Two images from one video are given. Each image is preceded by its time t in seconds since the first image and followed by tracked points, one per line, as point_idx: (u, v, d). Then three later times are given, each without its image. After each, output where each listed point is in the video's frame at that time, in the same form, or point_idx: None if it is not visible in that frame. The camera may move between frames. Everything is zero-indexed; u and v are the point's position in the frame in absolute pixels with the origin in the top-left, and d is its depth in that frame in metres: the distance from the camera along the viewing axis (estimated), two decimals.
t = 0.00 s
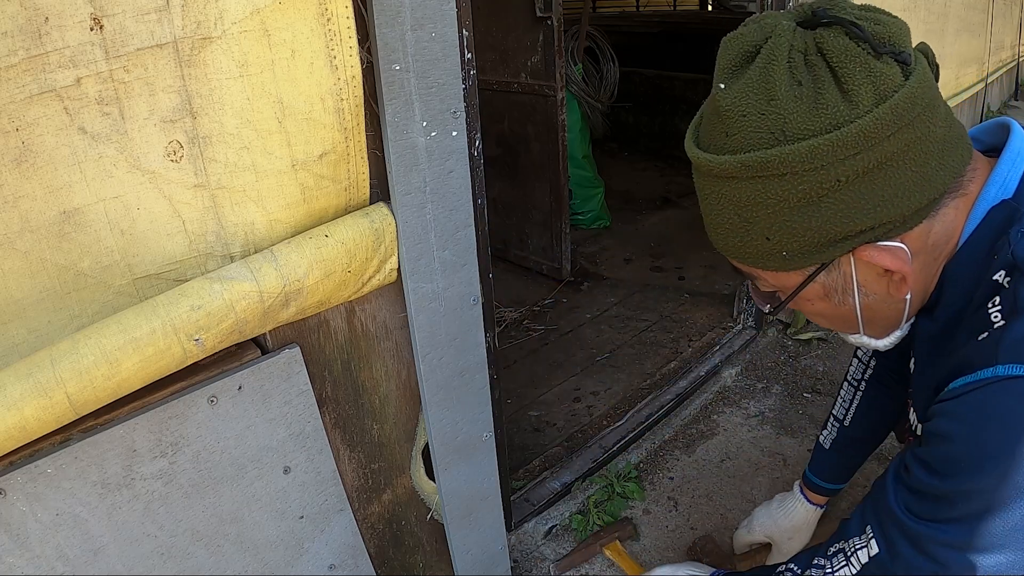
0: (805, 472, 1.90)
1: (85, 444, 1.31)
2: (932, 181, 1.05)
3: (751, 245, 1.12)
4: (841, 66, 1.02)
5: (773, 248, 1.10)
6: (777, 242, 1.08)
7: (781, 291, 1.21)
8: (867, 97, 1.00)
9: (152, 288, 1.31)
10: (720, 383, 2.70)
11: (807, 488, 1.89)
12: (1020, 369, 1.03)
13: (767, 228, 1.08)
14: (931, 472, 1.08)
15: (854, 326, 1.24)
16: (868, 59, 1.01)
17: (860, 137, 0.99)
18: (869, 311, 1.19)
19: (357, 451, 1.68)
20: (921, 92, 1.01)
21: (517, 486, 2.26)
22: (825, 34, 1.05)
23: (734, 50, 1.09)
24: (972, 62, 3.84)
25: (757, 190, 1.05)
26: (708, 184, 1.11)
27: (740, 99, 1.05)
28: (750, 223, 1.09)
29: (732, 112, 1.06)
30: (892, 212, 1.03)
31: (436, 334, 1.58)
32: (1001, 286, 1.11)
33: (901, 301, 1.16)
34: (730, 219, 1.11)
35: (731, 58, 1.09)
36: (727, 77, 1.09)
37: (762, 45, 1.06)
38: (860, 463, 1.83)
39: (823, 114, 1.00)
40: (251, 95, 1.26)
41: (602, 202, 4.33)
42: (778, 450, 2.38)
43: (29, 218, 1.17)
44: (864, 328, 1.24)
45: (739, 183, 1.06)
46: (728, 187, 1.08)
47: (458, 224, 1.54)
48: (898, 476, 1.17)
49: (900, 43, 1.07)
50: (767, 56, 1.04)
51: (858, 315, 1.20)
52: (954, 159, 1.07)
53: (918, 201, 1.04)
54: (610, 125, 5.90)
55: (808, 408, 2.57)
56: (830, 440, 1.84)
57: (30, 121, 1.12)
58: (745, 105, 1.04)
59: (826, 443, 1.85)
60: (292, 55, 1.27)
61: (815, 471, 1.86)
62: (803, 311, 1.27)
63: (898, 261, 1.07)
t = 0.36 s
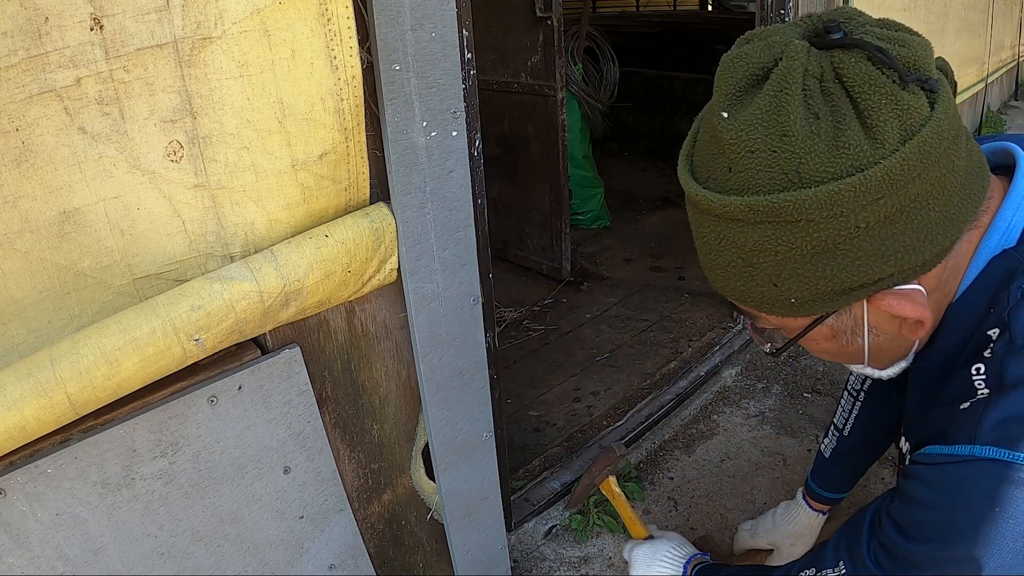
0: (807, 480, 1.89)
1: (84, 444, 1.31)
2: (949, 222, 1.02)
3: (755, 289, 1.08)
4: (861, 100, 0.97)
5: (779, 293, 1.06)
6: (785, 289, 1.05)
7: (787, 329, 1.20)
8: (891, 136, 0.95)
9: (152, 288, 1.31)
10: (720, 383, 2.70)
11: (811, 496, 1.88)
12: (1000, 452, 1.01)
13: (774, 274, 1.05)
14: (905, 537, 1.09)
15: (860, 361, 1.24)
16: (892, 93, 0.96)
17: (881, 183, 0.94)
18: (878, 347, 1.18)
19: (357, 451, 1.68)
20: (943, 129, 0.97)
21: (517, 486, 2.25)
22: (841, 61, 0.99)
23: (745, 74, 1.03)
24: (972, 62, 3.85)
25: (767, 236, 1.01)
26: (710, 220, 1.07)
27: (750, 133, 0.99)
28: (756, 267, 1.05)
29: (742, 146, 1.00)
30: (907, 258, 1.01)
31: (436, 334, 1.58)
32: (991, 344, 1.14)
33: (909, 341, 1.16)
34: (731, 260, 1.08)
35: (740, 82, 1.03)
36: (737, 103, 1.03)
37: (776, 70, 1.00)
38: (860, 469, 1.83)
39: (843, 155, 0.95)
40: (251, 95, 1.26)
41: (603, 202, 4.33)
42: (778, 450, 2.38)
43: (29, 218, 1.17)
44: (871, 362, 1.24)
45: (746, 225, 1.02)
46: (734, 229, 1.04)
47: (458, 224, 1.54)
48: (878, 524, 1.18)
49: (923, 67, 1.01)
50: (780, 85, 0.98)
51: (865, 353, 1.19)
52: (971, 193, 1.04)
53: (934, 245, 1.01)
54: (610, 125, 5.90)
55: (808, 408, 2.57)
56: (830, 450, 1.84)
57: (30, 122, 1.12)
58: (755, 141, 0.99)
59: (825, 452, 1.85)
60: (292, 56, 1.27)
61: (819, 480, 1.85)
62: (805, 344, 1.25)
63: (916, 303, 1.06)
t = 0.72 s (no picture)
0: (804, 479, 1.88)
1: (84, 444, 1.31)
2: (926, 239, 1.00)
3: (731, 315, 1.07)
4: (831, 118, 0.96)
5: (755, 317, 1.05)
6: (761, 313, 1.04)
7: (764, 346, 1.18)
8: (862, 155, 0.94)
9: (153, 288, 1.31)
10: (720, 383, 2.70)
11: (807, 496, 1.88)
12: (968, 477, 1.04)
13: (749, 299, 1.03)
14: (877, 558, 1.08)
15: (839, 376, 1.22)
16: (861, 110, 0.95)
17: (853, 203, 0.93)
18: (856, 362, 1.16)
19: (357, 451, 1.68)
20: (917, 145, 0.96)
21: (517, 487, 2.25)
22: (810, 80, 0.98)
23: (714, 95, 1.03)
24: (972, 62, 3.85)
25: (739, 260, 1.00)
26: (682, 244, 1.06)
27: (718, 155, 0.98)
28: (729, 291, 1.04)
29: (711, 168, 0.99)
30: (884, 278, 0.99)
31: (436, 334, 1.58)
32: (962, 361, 1.15)
33: (888, 356, 1.14)
34: (704, 284, 1.07)
35: (708, 104, 1.03)
36: (706, 124, 1.03)
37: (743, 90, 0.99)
38: (854, 468, 1.82)
39: (813, 177, 0.94)
40: (251, 95, 1.26)
41: (603, 202, 4.34)
42: (778, 450, 2.38)
43: (29, 218, 1.17)
44: (850, 376, 1.21)
45: (717, 250, 1.01)
46: (707, 255, 1.03)
47: (458, 224, 1.54)
48: (842, 549, 1.17)
49: (897, 82, 1.00)
50: (747, 105, 0.97)
51: (843, 368, 1.17)
52: (948, 209, 1.03)
53: (912, 264, 1.00)
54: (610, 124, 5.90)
55: (808, 408, 2.57)
56: (823, 450, 1.84)
57: (30, 121, 1.12)
58: (723, 163, 0.98)
59: (819, 453, 1.85)
60: (293, 56, 1.27)
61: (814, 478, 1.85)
62: (784, 360, 1.23)
63: (893, 323, 1.04)
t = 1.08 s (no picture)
0: (805, 478, 1.89)
1: (84, 444, 1.31)
2: (925, 241, 1.00)
3: (728, 319, 1.06)
4: (829, 119, 0.96)
5: (752, 322, 1.04)
6: (758, 317, 1.03)
7: (759, 351, 1.18)
8: (861, 156, 0.94)
9: (153, 288, 1.31)
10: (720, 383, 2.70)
11: (807, 495, 1.88)
12: (957, 481, 1.04)
13: (747, 303, 1.03)
14: (867, 563, 1.09)
15: (835, 380, 1.21)
16: (861, 111, 0.95)
17: (853, 204, 0.93)
18: (853, 366, 1.16)
19: (357, 451, 1.68)
20: (915, 146, 0.96)
21: (517, 486, 2.25)
22: (807, 81, 0.99)
23: (712, 96, 1.03)
24: (972, 62, 3.85)
25: (738, 263, 0.99)
26: (677, 248, 1.05)
27: (715, 157, 0.98)
28: (725, 295, 1.04)
29: (709, 170, 0.99)
30: (883, 281, 0.99)
31: (436, 334, 1.58)
32: (952, 366, 1.15)
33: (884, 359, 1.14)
34: (700, 288, 1.06)
35: (705, 107, 1.03)
36: (703, 127, 1.03)
37: (741, 91, 1.00)
38: (855, 469, 1.82)
39: (812, 178, 0.94)
40: (251, 95, 1.26)
41: (603, 202, 4.34)
42: (778, 450, 2.38)
43: (29, 218, 1.17)
44: (845, 380, 1.21)
45: (714, 253, 1.00)
46: (704, 258, 1.02)
47: (458, 224, 1.54)
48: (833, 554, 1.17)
49: (895, 84, 1.01)
50: (745, 106, 0.97)
51: (840, 372, 1.17)
52: (945, 211, 1.03)
53: (911, 265, 1.00)
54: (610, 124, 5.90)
55: (808, 408, 2.57)
56: (824, 449, 1.83)
57: (30, 121, 1.12)
58: (721, 165, 0.98)
59: (820, 452, 1.85)
60: (293, 56, 1.27)
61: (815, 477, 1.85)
62: (778, 365, 1.23)
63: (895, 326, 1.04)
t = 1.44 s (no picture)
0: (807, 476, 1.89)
1: (84, 444, 1.31)
2: (928, 232, 1.01)
3: (730, 307, 1.06)
4: (836, 106, 0.96)
5: (754, 310, 1.04)
6: (760, 305, 1.03)
7: (759, 343, 1.18)
8: (868, 144, 0.94)
9: (153, 288, 1.31)
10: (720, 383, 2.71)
11: (810, 493, 1.87)
12: (959, 475, 1.03)
13: (749, 290, 1.02)
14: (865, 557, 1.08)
15: (833, 375, 1.21)
16: (868, 99, 0.95)
17: (859, 191, 0.93)
18: (852, 360, 1.16)
19: (357, 451, 1.68)
20: (921, 135, 0.97)
21: (517, 486, 2.25)
22: (815, 67, 0.98)
23: (719, 81, 1.02)
24: (972, 62, 3.85)
25: (742, 250, 0.99)
26: (680, 234, 1.05)
27: (721, 142, 0.98)
28: (728, 283, 1.03)
29: (714, 155, 0.99)
30: (886, 271, 0.99)
31: (436, 334, 1.58)
32: (954, 362, 1.15)
33: (884, 354, 1.14)
34: (702, 276, 1.06)
35: (712, 91, 1.03)
36: (708, 112, 1.03)
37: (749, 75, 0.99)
38: (857, 467, 1.82)
39: (818, 165, 0.94)
40: (251, 95, 1.25)
41: (603, 202, 4.34)
42: (778, 450, 2.38)
43: (29, 218, 1.17)
44: (843, 375, 1.21)
45: (718, 239, 1.00)
46: (707, 244, 1.02)
47: (458, 224, 1.54)
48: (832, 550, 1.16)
49: (902, 74, 1.01)
50: (753, 91, 0.97)
51: (838, 367, 1.17)
52: (949, 204, 1.04)
53: (914, 256, 1.00)
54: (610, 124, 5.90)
55: (808, 408, 2.57)
56: (828, 449, 1.83)
57: (30, 122, 1.12)
58: (727, 150, 0.97)
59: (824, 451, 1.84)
60: (293, 56, 1.27)
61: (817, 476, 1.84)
62: (776, 359, 1.23)
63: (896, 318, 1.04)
